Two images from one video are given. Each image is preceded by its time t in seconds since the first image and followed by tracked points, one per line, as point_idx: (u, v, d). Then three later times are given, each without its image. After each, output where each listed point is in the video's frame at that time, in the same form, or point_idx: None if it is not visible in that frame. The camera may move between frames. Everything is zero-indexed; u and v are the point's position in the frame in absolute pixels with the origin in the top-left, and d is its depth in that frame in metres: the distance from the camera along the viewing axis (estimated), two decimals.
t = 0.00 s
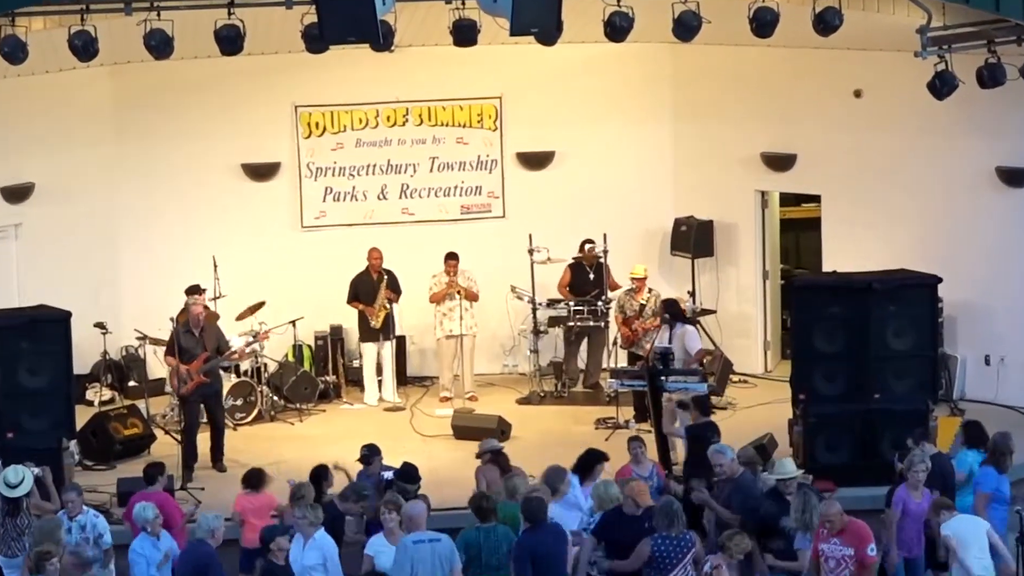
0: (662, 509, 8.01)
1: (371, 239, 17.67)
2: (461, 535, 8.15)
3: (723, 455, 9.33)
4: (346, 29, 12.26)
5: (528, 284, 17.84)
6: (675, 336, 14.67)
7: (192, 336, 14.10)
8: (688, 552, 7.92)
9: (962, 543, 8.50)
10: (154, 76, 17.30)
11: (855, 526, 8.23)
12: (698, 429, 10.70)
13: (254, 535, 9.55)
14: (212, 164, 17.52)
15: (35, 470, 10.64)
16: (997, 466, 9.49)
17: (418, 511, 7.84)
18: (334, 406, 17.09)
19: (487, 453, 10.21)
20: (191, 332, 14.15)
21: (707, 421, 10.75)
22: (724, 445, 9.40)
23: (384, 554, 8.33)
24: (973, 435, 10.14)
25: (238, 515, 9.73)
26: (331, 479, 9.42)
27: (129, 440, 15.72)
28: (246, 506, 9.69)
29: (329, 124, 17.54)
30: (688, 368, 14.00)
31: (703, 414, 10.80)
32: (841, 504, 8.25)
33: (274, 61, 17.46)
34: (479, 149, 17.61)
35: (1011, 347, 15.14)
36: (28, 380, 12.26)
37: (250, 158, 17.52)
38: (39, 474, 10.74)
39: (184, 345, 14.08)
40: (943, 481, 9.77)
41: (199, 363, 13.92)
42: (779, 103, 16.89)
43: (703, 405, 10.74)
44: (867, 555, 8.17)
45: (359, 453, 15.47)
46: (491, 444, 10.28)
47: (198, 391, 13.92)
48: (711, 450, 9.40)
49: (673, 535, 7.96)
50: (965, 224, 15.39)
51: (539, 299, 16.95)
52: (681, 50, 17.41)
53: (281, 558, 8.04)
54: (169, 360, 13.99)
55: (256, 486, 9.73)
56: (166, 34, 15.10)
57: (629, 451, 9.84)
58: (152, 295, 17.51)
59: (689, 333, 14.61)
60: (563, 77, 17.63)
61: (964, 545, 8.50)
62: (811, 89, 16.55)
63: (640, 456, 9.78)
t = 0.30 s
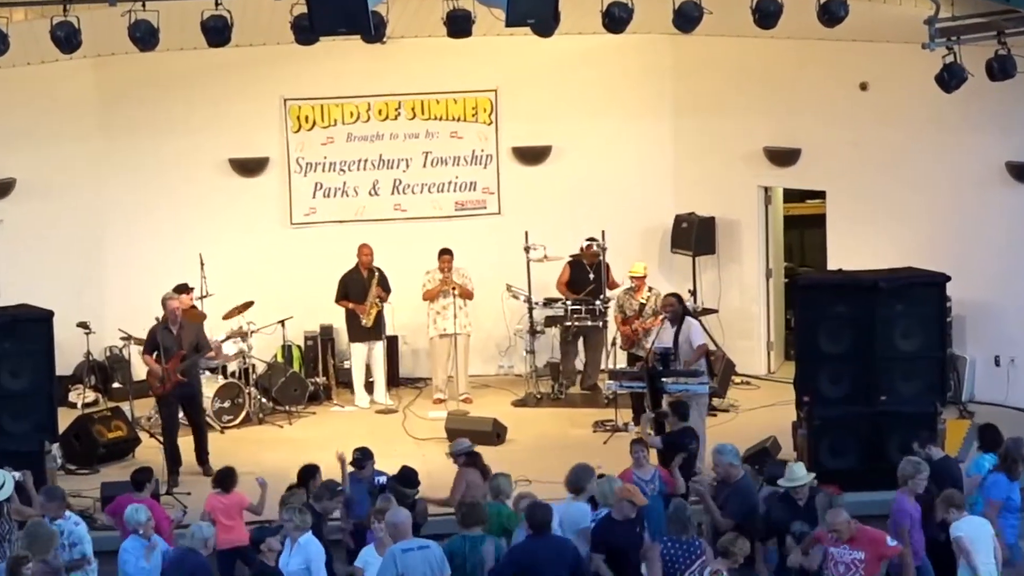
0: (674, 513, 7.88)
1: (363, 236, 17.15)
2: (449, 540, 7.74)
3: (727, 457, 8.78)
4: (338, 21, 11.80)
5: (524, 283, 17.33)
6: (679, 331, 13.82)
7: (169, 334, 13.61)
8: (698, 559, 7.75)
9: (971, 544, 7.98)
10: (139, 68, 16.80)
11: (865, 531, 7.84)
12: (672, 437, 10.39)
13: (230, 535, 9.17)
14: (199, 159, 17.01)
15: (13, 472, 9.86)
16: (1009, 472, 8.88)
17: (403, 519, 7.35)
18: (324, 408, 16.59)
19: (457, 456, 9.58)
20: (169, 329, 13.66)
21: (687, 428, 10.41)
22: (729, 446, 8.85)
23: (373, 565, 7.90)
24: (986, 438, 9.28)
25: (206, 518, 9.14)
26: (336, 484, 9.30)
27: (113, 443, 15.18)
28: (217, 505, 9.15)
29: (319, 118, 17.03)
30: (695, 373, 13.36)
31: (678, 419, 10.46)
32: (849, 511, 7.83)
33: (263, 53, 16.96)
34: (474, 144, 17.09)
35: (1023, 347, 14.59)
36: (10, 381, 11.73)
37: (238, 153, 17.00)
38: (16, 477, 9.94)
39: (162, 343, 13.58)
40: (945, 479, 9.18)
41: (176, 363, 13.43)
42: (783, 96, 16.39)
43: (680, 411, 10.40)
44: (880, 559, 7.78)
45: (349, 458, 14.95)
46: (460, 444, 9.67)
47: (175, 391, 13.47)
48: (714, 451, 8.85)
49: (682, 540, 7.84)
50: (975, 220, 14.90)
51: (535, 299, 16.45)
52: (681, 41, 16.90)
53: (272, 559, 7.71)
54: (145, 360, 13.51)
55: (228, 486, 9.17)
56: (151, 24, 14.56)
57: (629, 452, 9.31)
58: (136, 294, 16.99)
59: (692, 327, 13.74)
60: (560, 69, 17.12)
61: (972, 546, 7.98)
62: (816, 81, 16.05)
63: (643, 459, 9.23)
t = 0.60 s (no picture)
0: (678, 518, 7.22)
1: (353, 233, 16.62)
2: (443, 548, 7.40)
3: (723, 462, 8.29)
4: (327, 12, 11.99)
5: (520, 282, 16.81)
6: (678, 332, 13.40)
7: (148, 336, 13.17)
8: (701, 568, 7.12)
9: (979, 557, 7.70)
10: (123, 61, 16.30)
11: (877, 539, 7.28)
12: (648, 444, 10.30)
13: (216, 547, 8.67)
14: (185, 154, 16.50)
15: None
16: None
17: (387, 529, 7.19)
18: (313, 411, 16.08)
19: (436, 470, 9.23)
20: (149, 330, 13.24)
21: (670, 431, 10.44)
22: (725, 451, 8.38)
23: (355, 570, 7.34)
24: (985, 442, 9.00)
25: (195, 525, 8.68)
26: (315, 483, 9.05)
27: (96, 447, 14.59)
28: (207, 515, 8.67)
29: (308, 111, 16.51)
30: (693, 374, 12.88)
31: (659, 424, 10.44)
32: (860, 516, 7.28)
33: (251, 44, 16.44)
34: (468, 138, 16.57)
35: None
36: None
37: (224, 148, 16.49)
38: None
39: (140, 345, 13.16)
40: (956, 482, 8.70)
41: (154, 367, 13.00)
42: (786, 88, 15.88)
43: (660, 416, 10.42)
44: (891, 570, 7.24)
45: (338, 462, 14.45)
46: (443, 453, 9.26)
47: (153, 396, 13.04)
48: (708, 455, 8.42)
49: (685, 547, 7.15)
50: (985, 216, 14.39)
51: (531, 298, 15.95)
52: (682, 32, 16.39)
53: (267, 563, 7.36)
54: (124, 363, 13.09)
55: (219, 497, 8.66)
56: (133, 14, 14.00)
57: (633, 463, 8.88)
58: (121, 293, 16.50)
59: (692, 330, 13.31)
60: (557, 61, 16.60)
61: (979, 558, 7.71)
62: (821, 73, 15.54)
63: (645, 471, 8.83)
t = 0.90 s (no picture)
0: (671, 522, 6.64)
1: (343, 230, 16.10)
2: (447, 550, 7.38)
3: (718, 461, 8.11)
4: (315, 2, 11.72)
5: (516, 281, 16.29)
6: (679, 334, 12.94)
7: (132, 337, 12.64)
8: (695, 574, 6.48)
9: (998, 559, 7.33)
10: (106, 52, 15.78)
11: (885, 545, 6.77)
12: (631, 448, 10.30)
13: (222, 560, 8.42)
14: (170, 149, 15.98)
15: None
16: None
17: (387, 531, 7.00)
18: (303, 413, 15.57)
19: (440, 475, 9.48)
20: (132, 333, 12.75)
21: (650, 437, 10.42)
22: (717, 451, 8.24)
23: None
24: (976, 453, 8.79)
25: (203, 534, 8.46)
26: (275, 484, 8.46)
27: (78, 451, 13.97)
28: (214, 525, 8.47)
29: (297, 104, 15.98)
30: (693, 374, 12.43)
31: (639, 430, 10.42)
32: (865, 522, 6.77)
33: (237, 35, 15.91)
34: (461, 132, 16.04)
35: None
36: None
37: (211, 142, 15.96)
38: None
39: (123, 347, 12.66)
40: (974, 494, 8.26)
41: (137, 368, 12.50)
42: (788, 80, 15.36)
43: (639, 421, 10.43)
44: None
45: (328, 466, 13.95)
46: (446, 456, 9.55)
47: (134, 399, 12.51)
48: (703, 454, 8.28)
49: (680, 552, 6.54)
50: (996, 212, 13.90)
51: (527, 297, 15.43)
52: (682, 22, 15.87)
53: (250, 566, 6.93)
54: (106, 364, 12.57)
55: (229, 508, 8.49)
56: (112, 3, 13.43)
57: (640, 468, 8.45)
58: (104, 290, 16.00)
59: (692, 331, 12.96)
60: (555, 52, 16.08)
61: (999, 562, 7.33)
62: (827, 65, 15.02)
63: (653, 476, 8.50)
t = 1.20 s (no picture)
0: (652, 533, 6.79)
1: (333, 227, 15.59)
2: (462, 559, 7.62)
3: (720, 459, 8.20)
4: None
5: (511, 279, 15.80)
6: (681, 334, 12.45)
7: (117, 337, 12.01)
8: None
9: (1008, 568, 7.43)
10: (87, 44, 15.26)
11: (884, 550, 6.99)
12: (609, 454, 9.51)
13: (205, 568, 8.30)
14: (153, 143, 15.46)
15: None
16: None
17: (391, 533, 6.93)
18: (290, 416, 15.08)
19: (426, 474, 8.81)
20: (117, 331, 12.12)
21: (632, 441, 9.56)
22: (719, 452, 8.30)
23: None
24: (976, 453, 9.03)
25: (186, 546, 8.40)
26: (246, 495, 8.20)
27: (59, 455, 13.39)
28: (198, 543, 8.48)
29: (285, 96, 15.46)
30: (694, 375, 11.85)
31: (620, 433, 9.57)
32: (866, 527, 6.99)
33: (224, 25, 15.40)
34: (455, 126, 15.52)
35: None
36: None
37: (196, 136, 15.45)
38: None
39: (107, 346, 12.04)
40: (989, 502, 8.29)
41: (122, 370, 11.90)
42: (791, 72, 14.84)
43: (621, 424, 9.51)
44: None
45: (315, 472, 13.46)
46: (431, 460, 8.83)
47: (118, 402, 11.94)
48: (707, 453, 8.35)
49: (660, 565, 6.73)
50: (1008, 209, 13.42)
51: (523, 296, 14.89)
52: (683, 12, 15.37)
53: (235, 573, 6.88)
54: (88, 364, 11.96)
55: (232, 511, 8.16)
56: None
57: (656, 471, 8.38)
58: (87, 290, 15.51)
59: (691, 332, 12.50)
60: (552, 43, 15.56)
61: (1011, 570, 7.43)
62: (833, 56, 14.50)
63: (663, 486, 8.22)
